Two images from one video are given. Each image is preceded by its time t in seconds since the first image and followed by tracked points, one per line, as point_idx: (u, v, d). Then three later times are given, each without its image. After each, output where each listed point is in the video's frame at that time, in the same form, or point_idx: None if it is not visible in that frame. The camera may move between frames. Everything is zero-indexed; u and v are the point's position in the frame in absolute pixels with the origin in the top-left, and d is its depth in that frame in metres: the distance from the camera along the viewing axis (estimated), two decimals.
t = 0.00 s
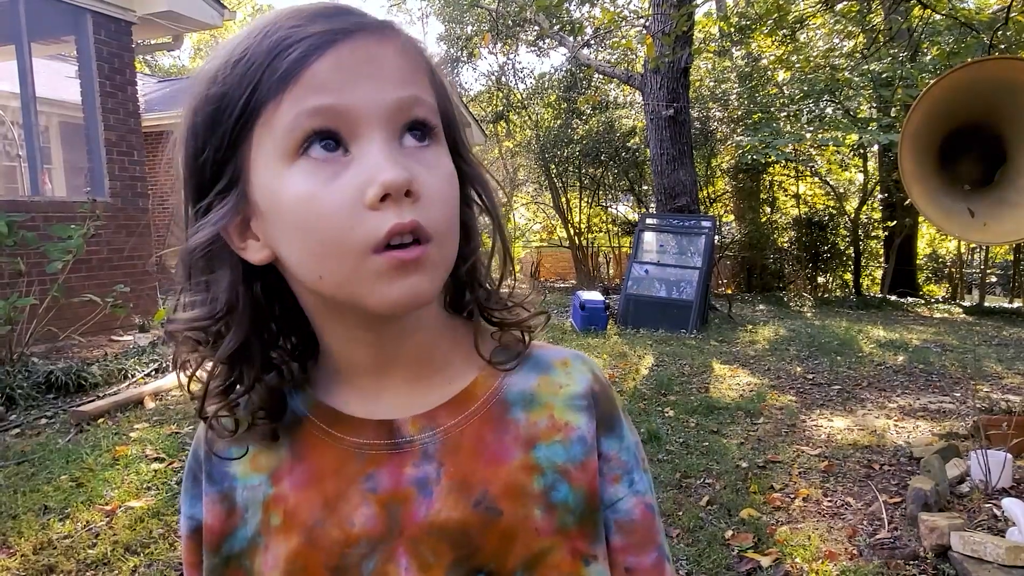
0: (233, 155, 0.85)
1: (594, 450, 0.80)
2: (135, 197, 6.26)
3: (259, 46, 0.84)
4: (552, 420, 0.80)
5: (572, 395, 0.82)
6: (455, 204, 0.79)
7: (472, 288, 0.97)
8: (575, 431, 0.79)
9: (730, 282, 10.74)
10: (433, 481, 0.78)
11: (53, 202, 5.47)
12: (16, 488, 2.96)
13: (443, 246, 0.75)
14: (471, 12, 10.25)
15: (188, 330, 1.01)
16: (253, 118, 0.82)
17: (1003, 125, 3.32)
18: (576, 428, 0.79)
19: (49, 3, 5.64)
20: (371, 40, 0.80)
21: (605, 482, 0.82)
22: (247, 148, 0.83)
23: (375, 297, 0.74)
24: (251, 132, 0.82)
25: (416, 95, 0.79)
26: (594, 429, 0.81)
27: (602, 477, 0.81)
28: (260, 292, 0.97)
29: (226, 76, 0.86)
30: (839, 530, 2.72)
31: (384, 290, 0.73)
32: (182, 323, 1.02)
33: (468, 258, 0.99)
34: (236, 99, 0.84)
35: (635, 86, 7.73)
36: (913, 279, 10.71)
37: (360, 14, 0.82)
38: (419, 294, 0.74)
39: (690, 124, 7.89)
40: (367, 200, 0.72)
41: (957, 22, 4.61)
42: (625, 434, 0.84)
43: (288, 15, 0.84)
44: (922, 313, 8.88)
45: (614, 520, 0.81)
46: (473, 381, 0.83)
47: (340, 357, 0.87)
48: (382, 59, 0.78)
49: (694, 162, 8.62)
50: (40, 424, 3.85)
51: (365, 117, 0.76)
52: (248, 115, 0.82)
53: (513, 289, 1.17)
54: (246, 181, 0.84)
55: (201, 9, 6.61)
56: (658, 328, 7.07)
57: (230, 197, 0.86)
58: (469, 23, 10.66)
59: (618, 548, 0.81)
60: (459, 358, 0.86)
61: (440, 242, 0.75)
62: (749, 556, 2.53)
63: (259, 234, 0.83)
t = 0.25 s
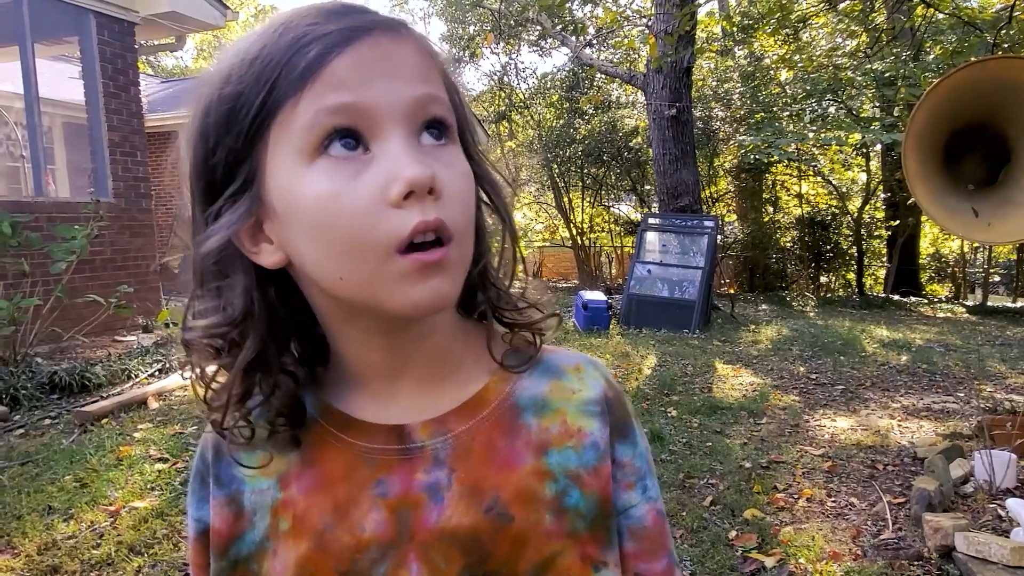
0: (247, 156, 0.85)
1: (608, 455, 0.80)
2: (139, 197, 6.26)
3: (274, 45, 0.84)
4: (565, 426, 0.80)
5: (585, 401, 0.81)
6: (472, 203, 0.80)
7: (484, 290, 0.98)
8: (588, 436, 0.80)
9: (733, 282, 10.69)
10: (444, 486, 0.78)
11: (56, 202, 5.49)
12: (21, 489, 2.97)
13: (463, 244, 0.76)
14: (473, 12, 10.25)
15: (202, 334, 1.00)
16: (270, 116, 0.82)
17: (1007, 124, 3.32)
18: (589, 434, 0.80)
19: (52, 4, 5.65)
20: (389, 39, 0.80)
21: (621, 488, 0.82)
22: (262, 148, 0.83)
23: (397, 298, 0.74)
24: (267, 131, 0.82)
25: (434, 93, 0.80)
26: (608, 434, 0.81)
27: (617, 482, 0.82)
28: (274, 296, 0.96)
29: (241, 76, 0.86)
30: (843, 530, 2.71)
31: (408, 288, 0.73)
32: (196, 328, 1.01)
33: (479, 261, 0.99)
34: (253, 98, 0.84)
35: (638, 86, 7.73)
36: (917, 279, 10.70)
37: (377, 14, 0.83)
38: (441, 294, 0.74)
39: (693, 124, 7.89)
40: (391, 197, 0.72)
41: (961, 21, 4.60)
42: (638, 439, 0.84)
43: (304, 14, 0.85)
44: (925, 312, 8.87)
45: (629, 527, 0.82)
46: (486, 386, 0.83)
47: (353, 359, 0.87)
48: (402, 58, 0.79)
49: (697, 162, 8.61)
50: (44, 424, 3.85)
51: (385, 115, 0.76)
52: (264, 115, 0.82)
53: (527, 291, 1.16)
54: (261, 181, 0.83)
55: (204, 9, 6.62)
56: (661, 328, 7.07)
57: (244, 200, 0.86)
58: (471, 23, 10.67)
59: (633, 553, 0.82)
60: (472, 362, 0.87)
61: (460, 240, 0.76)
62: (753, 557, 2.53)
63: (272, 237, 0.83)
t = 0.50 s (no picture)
0: (261, 172, 0.86)
1: (629, 460, 0.83)
2: (145, 199, 6.29)
3: (284, 60, 0.84)
4: (586, 433, 0.82)
5: (604, 409, 0.84)
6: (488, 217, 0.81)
7: (501, 299, 1.00)
8: (609, 441, 0.82)
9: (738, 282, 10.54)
10: (465, 495, 0.79)
11: (63, 204, 5.51)
12: (28, 490, 2.98)
13: (478, 261, 0.77)
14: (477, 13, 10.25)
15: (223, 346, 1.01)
16: (281, 134, 0.82)
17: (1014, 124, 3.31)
18: (610, 439, 0.82)
19: (59, 6, 5.67)
20: (401, 54, 0.80)
21: (643, 488, 0.86)
22: (275, 165, 0.84)
23: (413, 318, 0.75)
24: (279, 148, 0.83)
25: (447, 109, 0.81)
26: (628, 439, 0.84)
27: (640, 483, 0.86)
28: (293, 307, 0.98)
29: (252, 91, 0.86)
30: (849, 532, 2.71)
31: (422, 309, 0.74)
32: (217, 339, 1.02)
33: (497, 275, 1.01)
34: (264, 115, 0.84)
35: (642, 86, 7.72)
36: (921, 279, 10.68)
37: (388, 27, 0.83)
38: (455, 312, 0.76)
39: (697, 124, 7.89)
40: (404, 219, 0.73)
41: (967, 21, 4.59)
42: (652, 442, 0.88)
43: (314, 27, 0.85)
44: (930, 312, 8.85)
45: (649, 527, 0.86)
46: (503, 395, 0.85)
47: (368, 370, 0.88)
48: (414, 75, 0.79)
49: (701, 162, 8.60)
50: (51, 425, 3.87)
51: (397, 135, 0.77)
52: (275, 133, 0.83)
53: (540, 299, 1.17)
54: (274, 198, 0.84)
55: (210, 12, 6.65)
56: (665, 328, 7.07)
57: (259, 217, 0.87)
58: (475, 23, 10.67)
59: (652, 552, 0.86)
60: (487, 372, 0.88)
61: (474, 259, 0.76)
62: (758, 559, 2.53)
63: (288, 252, 0.84)
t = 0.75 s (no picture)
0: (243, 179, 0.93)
1: (638, 459, 0.87)
2: (150, 200, 6.31)
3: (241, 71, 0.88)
4: (596, 432, 0.87)
5: (612, 408, 0.89)
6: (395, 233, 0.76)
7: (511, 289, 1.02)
8: (619, 441, 0.86)
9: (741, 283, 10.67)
10: (475, 494, 0.81)
11: (69, 205, 5.54)
12: (35, 490, 2.99)
13: (371, 281, 0.74)
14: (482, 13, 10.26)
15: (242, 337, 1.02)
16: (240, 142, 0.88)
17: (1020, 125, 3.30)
18: (620, 439, 0.86)
19: (66, 8, 5.70)
20: (314, 64, 0.79)
21: (651, 486, 0.91)
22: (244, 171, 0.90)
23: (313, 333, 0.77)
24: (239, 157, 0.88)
25: (354, 121, 0.77)
26: (636, 440, 0.88)
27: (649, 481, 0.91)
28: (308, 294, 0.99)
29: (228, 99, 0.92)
30: (854, 534, 2.71)
31: (308, 327, 0.76)
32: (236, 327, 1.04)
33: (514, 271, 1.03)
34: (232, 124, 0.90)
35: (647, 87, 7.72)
36: (927, 279, 10.66)
37: (318, 35, 0.81)
38: (352, 332, 0.75)
39: (702, 124, 7.87)
40: (282, 241, 0.76)
41: (973, 20, 4.57)
42: (659, 442, 0.93)
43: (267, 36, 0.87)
44: (935, 313, 8.82)
45: (656, 523, 0.91)
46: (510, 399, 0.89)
47: (364, 372, 0.89)
48: (321, 89, 0.78)
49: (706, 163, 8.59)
50: (57, 425, 3.89)
51: (297, 154, 0.78)
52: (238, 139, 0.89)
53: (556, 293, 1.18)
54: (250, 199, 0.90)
55: (215, 13, 6.66)
56: (669, 329, 7.06)
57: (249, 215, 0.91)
58: (480, 25, 10.68)
59: (659, 547, 0.91)
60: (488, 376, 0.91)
61: (363, 279, 0.74)
62: (763, 560, 2.52)
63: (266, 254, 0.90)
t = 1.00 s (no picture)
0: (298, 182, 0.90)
1: (638, 461, 0.77)
2: (158, 202, 6.34)
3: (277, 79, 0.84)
4: (593, 434, 0.76)
5: (614, 408, 0.78)
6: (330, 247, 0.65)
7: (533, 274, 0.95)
8: (621, 443, 0.76)
9: (747, 284, 10.53)
10: (474, 494, 0.73)
11: (77, 207, 5.57)
12: (43, 491, 3.01)
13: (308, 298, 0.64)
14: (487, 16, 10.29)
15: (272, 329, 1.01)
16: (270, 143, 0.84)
17: None
18: (620, 440, 0.76)
19: (74, 12, 5.73)
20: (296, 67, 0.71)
21: (652, 492, 0.79)
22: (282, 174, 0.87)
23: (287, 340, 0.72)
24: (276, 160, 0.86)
25: (310, 127, 0.67)
26: (641, 442, 0.78)
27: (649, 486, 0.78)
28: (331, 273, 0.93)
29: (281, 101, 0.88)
30: (861, 536, 2.70)
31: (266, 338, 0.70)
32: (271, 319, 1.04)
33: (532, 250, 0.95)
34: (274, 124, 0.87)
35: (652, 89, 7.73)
36: (933, 281, 10.62)
37: (312, 37, 0.73)
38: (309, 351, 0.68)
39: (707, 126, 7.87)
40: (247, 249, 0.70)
41: (980, 21, 4.56)
42: (670, 446, 0.82)
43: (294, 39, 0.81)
44: (941, 315, 8.80)
45: (659, 529, 0.79)
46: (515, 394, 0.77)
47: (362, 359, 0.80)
48: (290, 91, 0.69)
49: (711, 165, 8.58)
50: (65, 426, 3.91)
51: (265, 158, 0.70)
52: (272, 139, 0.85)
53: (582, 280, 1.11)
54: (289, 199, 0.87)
55: (222, 16, 6.68)
56: (675, 331, 7.07)
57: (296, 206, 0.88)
58: (485, 27, 10.71)
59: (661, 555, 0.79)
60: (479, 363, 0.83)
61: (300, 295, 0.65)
62: (769, 562, 2.52)
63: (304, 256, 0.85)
